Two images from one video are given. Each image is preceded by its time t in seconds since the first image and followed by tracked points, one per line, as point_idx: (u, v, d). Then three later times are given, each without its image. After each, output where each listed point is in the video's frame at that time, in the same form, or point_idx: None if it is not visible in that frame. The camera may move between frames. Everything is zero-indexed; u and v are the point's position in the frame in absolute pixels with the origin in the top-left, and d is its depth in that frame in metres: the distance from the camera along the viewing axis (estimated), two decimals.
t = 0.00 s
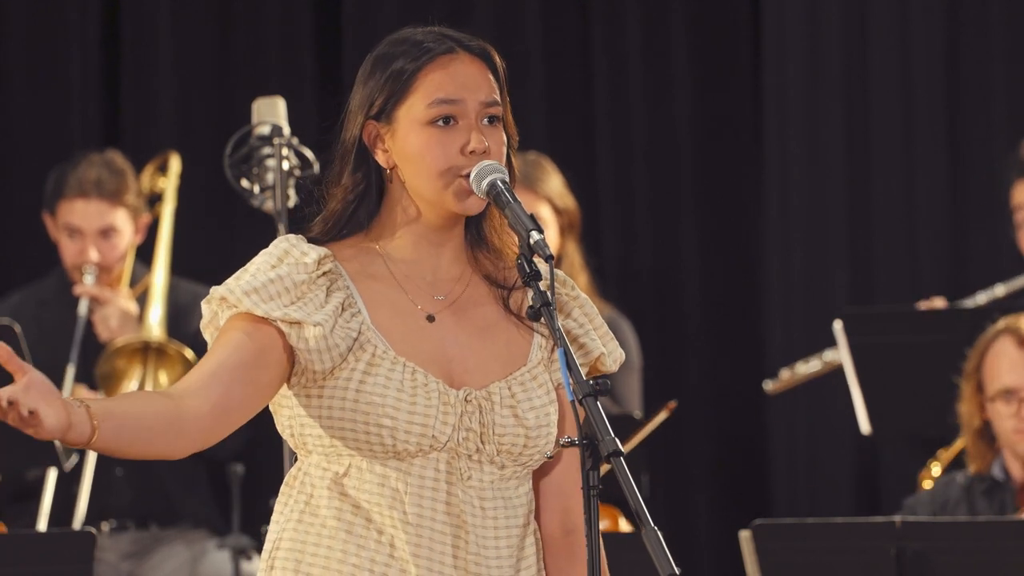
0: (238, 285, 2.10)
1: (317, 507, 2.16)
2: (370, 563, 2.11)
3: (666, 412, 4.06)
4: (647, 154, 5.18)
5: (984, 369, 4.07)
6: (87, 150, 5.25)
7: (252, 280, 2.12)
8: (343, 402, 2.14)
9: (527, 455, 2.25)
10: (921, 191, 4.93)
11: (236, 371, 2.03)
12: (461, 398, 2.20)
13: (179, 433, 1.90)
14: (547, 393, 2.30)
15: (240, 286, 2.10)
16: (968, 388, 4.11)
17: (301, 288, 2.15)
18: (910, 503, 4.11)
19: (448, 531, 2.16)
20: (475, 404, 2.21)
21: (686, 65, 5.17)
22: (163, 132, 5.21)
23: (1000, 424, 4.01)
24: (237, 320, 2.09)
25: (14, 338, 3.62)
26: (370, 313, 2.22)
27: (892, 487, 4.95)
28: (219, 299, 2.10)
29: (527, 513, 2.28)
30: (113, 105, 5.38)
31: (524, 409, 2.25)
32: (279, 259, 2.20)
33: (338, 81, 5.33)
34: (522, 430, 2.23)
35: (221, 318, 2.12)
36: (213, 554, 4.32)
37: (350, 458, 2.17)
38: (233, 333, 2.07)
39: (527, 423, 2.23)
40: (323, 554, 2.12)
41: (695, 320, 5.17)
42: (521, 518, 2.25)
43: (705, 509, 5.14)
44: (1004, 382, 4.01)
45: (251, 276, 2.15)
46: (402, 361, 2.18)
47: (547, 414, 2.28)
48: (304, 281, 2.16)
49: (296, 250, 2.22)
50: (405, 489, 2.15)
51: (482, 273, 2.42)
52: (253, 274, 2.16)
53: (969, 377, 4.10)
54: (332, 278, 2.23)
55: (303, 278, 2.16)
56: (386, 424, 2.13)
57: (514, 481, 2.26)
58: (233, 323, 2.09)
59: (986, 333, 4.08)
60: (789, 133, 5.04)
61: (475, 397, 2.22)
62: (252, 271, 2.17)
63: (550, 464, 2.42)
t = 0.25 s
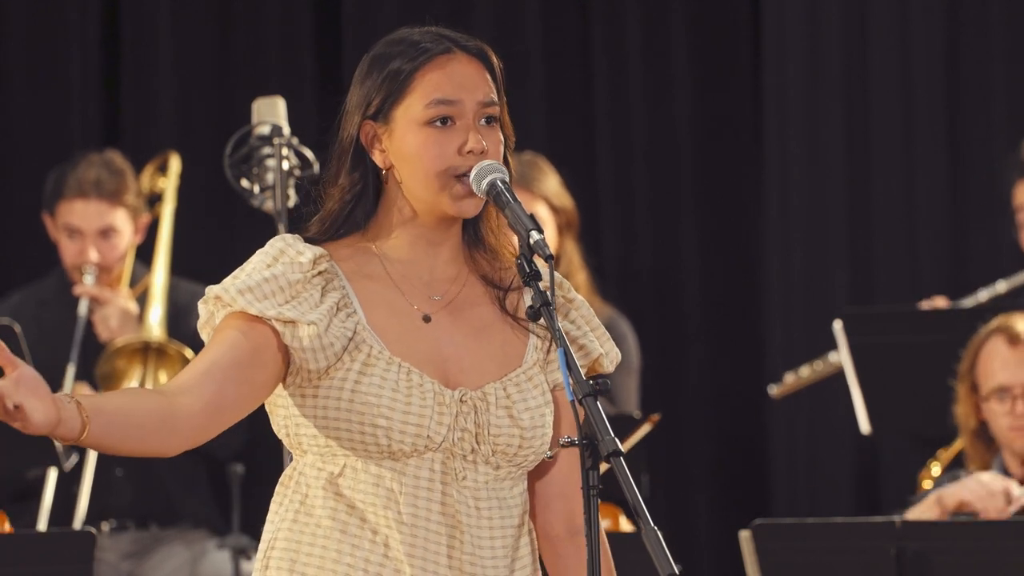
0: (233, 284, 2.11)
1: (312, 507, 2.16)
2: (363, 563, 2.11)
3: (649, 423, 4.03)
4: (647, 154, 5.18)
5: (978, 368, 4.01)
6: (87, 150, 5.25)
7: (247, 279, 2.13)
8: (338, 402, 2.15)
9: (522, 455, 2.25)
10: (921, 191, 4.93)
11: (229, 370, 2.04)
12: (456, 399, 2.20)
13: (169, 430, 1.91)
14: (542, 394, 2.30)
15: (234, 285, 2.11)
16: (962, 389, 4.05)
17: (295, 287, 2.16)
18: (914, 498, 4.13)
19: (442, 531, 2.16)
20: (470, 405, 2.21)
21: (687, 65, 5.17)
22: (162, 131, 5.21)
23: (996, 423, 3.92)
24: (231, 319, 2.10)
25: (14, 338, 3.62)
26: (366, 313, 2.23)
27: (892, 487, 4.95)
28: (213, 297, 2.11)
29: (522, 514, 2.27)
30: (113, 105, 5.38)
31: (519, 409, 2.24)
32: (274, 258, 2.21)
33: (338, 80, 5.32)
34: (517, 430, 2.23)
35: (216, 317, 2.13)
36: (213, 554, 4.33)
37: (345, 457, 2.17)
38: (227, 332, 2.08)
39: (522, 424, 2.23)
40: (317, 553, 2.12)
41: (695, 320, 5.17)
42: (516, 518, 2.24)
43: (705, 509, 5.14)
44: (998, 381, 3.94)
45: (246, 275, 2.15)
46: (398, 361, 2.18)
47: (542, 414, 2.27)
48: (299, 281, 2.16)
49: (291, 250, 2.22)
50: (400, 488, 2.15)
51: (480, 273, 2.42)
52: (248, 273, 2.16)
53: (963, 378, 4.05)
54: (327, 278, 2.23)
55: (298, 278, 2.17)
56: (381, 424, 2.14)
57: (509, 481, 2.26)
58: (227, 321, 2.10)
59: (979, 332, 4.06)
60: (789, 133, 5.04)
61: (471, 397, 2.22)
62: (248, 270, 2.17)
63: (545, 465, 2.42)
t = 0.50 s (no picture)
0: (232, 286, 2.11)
1: (308, 506, 2.16)
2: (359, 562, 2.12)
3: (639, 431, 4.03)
4: (647, 154, 5.18)
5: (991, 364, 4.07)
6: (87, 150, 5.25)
7: (246, 281, 2.12)
8: (335, 402, 2.15)
9: (518, 457, 2.25)
10: (921, 191, 4.93)
11: (229, 371, 2.03)
12: (453, 400, 2.19)
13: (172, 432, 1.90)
14: (538, 397, 2.30)
15: (233, 286, 2.11)
16: (974, 384, 4.12)
17: (294, 289, 2.16)
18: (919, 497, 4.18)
19: (438, 532, 2.16)
20: (467, 406, 2.21)
21: (686, 65, 5.17)
22: (163, 132, 5.21)
23: (1006, 418, 4.00)
24: (230, 320, 2.10)
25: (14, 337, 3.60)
26: (364, 314, 2.22)
27: (893, 487, 4.95)
28: (213, 298, 2.10)
29: (517, 515, 2.27)
30: (113, 105, 5.38)
31: (516, 411, 2.24)
32: (272, 258, 2.20)
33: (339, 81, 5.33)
34: (514, 432, 2.23)
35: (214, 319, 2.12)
36: (213, 554, 4.36)
37: (342, 458, 2.17)
38: (225, 333, 2.08)
39: (519, 426, 2.23)
40: (313, 553, 2.12)
41: (695, 320, 5.16)
42: (511, 519, 2.24)
43: (705, 509, 5.14)
44: (1011, 376, 4.00)
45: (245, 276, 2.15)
46: (395, 362, 2.18)
47: (539, 416, 2.27)
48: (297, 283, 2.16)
49: (289, 251, 2.22)
50: (396, 489, 2.15)
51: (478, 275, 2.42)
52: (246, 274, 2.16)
53: (976, 374, 4.10)
54: (325, 281, 2.23)
55: (296, 280, 2.17)
56: (378, 424, 2.14)
57: (503, 483, 2.26)
58: (226, 322, 2.10)
59: (993, 330, 4.08)
60: (789, 133, 5.04)
61: (468, 399, 2.21)
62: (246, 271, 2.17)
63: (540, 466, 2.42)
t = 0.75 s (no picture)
0: (233, 295, 2.12)
1: (305, 505, 2.16)
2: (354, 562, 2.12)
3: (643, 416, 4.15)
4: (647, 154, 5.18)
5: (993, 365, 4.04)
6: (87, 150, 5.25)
7: (246, 289, 2.13)
8: (334, 402, 2.14)
9: (516, 460, 2.25)
10: (921, 191, 4.93)
11: (235, 387, 2.05)
12: (452, 402, 2.19)
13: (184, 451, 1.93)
14: (538, 400, 2.29)
15: (234, 296, 2.12)
16: (976, 386, 4.09)
17: (296, 294, 2.16)
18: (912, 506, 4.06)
19: (435, 533, 2.16)
20: (466, 408, 2.20)
21: (686, 65, 5.17)
22: (162, 131, 5.21)
23: (1007, 420, 3.95)
24: (233, 329, 2.11)
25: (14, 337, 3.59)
26: (365, 315, 2.23)
27: (892, 487, 4.95)
28: (213, 308, 2.12)
29: (515, 516, 2.28)
30: (112, 105, 5.38)
31: (514, 414, 2.24)
32: (273, 263, 2.21)
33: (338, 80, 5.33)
34: (512, 435, 2.23)
35: (216, 327, 2.13)
36: (213, 554, 4.35)
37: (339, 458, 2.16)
38: (227, 343, 2.10)
39: (517, 429, 2.23)
40: (309, 551, 2.13)
41: (695, 320, 5.17)
42: (508, 521, 2.24)
43: (705, 509, 5.14)
44: (1012, 377, 3.96)
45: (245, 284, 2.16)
46: (394, 364, 2.18)
47: (537, 420, 2.27)
48: (298, 288, 2.16)
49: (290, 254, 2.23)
50: (394, 490, 2.15)
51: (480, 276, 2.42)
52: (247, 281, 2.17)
53: (978, 375, 4.07)
54: (326, 284, 2.23)
55: (297, 285, 2.17)
56: (376, 426, 2.13)
57: (501, 485, 2.26)
58: (227, 331, 2.11)
59: (993, 330, 4.06)
60: (789, 133, 5.04)
61: (467, 401, 2.21)
62: (247, 278, 2.17)
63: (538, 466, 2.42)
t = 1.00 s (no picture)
0: (234, 307, 2.14)
1: (304, 506, 2.16)
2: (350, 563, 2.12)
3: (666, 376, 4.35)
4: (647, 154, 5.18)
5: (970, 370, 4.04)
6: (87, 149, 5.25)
7: (248, 299, 2.15)
8: (331, 406, 2.15)
9: (515, 463, 2.24)
10: (921, 191, 4.93)
11: (242, 404, 2.07)
12: (451, 405, 2.19)
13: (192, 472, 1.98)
14: (537, 403, 2.29)
15: (235, 308, 2.14)
16: (954, 391, 4.09)
17: (297, 301, 2.17)
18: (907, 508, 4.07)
19: (432, 536, 2.16)
20: (465, 411, 2.20)
21: (687, 65, 5.17)
22: (162, 131, 5.21)
23: (990, 426, 3.94)
24: (236, 341, 2.13)
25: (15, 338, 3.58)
26: (364, 317, 2.23)
27: (892, 487, 4.95)
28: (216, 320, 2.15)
29: (513, 519, 2.27)
30: (113, 105, 5.38)
31: (513, 417, 2.24)
32: (273, 269, 2.22)
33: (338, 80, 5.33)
34: (510, 438, 2.23)
35: (218, 338, 2.16)
36: (214, 554, 4.36)
37: (338, 460, 2.17)
38: (230, 357, 2.12)
39: (515, 432, 2.23)
40: (306, 552, 2.13)
41: (695, 320, 5.16)
42: (506, 525, 2.24)
43: (705, 509, 5.13)
44: (991, 384, 3.96)
45: (246, 292, 2.18)
46: (393, 366, 2.19)
47: (536, 422, 2.27)
48: (298, 295, 2.18)
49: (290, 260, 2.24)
50: (391, 492, 2.15)
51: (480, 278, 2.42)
52: (248, 290, 2.18)
53: (956, 381, 4.07)
54: (324, 288, 2.23)
55: (297, 292, 2.18)
56: (374, 428, 2.14)
57: (500, 488, 2.25)
58: (229, 344, 2.13)
59: (970, 333, 4.05)
60: (789, 133, 5.04)
61: (466, 404, 2.21)
62: (249, 286, 2.19)
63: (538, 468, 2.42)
